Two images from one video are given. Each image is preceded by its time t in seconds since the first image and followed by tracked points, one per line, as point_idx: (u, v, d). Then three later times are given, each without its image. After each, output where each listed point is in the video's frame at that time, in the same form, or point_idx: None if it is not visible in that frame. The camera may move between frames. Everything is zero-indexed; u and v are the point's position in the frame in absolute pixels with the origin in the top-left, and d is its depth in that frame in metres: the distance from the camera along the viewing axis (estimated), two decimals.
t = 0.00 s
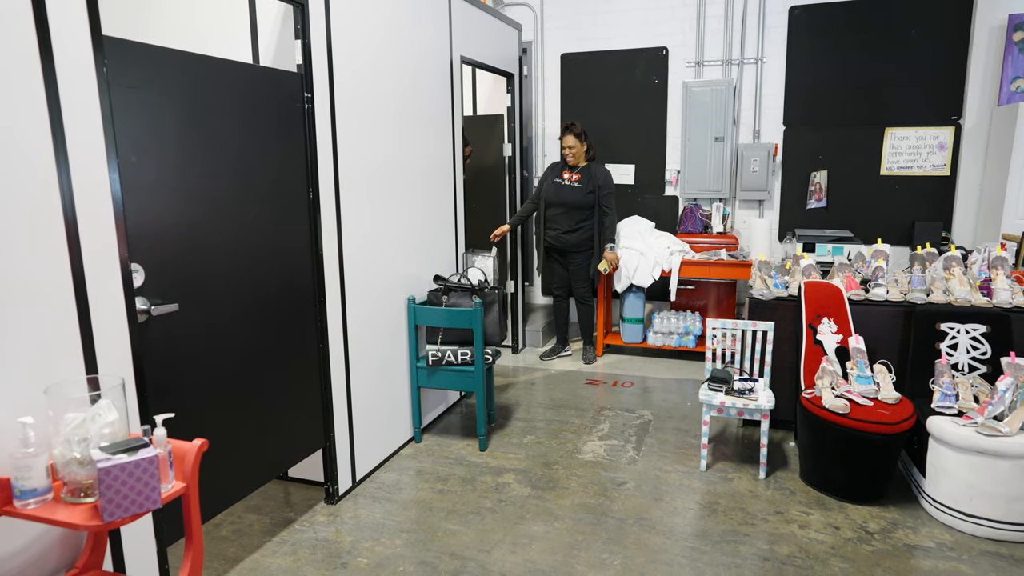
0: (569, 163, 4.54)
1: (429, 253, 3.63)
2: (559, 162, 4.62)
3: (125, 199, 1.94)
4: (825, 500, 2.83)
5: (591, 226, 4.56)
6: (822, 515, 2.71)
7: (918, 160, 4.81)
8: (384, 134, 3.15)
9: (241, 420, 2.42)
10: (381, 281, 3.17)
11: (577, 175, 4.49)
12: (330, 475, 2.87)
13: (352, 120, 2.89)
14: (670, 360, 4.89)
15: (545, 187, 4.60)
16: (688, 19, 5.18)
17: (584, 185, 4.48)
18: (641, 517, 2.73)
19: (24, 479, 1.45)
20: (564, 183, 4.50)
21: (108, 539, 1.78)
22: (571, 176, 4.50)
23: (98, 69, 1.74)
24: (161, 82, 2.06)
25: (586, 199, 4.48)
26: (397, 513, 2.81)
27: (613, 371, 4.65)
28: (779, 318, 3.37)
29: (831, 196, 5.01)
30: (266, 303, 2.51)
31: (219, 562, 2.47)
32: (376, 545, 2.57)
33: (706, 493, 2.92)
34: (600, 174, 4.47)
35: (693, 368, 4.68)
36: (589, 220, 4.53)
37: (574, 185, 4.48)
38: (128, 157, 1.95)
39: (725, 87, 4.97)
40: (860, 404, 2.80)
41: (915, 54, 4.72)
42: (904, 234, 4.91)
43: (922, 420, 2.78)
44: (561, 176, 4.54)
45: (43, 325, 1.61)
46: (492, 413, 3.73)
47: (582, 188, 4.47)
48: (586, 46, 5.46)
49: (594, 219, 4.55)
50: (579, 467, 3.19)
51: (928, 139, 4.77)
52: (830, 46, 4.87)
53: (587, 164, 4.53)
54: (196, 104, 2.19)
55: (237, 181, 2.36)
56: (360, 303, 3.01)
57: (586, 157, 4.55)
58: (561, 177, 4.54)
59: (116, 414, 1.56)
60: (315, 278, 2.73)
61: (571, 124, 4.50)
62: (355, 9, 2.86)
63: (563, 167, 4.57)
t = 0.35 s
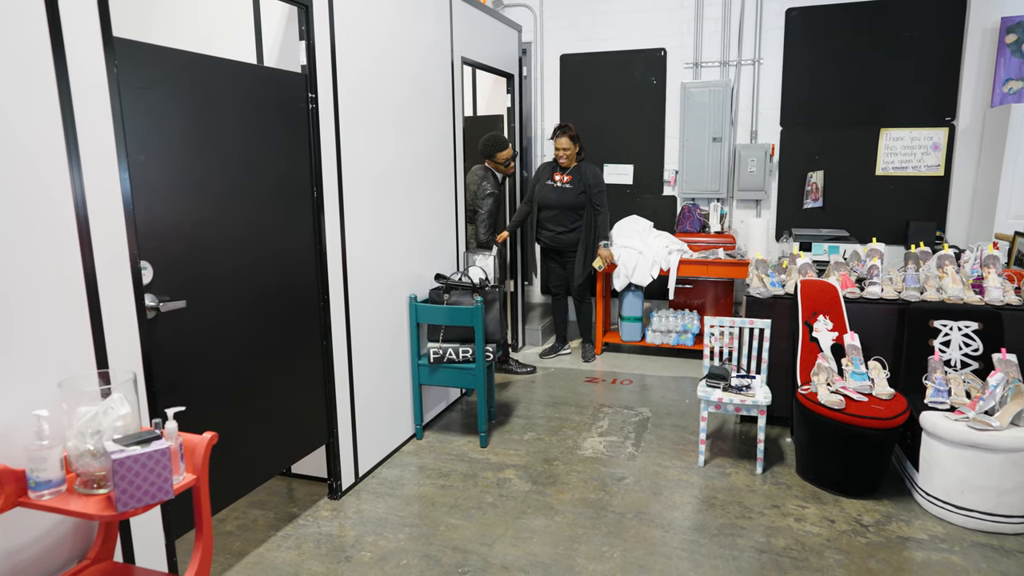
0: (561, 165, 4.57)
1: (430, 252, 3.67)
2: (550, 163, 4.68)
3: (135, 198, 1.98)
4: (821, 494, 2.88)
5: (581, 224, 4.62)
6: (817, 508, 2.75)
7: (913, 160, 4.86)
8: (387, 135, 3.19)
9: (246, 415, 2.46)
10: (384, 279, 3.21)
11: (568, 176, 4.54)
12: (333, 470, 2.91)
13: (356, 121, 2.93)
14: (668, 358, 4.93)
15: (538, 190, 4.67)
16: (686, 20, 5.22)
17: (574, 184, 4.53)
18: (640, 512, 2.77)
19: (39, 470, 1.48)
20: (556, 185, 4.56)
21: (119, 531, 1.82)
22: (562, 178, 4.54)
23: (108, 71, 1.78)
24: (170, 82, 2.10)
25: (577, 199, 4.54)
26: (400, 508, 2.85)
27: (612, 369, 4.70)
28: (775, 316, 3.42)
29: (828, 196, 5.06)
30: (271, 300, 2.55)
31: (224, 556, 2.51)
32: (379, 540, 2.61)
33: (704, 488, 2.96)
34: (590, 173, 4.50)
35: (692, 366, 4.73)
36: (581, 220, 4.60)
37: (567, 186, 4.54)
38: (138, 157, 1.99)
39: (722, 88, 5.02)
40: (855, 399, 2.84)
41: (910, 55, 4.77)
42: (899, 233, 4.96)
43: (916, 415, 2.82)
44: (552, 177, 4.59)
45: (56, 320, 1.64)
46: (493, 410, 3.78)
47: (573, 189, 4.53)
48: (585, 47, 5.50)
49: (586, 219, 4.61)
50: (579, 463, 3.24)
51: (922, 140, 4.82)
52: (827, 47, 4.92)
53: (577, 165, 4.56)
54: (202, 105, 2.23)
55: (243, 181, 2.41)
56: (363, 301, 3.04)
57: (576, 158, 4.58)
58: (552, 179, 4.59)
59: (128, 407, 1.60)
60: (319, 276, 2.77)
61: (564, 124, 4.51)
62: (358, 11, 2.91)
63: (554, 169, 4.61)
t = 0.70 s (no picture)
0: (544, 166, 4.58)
1: (422, 251, 3.73)
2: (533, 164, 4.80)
3: (136, 198, 2.04)
4: (803, 486, 2.96)
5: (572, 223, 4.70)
6: (800, 499, 2.84)
7: (896, 161, 4.96)
8: (380, 137, 3.25)
9: (243, 411, 2.51)
10: (377, 278, 3.28)
11: (553, 176, 4.57)
12: (328, 465, 2.97)
13: (350, 123, 2.99)
14: (657, 355, 5.01)
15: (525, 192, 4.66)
16: (675, 23, 5.31)
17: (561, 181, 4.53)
18: (628, 503, 2.85)
19: (48, 460, 1.53)
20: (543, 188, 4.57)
21: (122, 521, 1.88)
22: (548, 180, 4.57)
23: (113, 76, 1.84)
24: (170, 86, 2.16)
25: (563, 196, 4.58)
26: (394, 502, 2.91)
27: (602, 367, 4.77)
28: (761, 313, 3.50)
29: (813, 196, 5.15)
30: (267, 298, 2.61)
31: (222, 548, 2.57)
32: (374, 532, 2.68)
33: (691, 480, 3.04)
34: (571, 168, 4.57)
35: (680, 363, 4.81)
36: (570, 219, 4.68)
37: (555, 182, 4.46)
38: (139, 159, 2.05)
39: (710, 90, 5.10)
40: (837, 393, 2.93)
41: (893, 58, 4.87)
42: (883, 232, 5.06)
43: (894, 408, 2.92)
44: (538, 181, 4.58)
45: (63, 315, 1.70)
46: (485, 406, 3.85)
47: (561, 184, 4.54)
48: (575, 49, 5.58)
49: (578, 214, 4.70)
50: (569, 457, 3.31)
51: (905, 141, 4.92)
52: (813, 50, 5.01)
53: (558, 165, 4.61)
54: (201, 108, 2.29)
55: (240, 181, 2.46)
56: (357, 300, 3.11)
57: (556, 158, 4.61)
58: (538, 182, 4.59)
59: (133, 401, 1.66)
60: (314, 275, 2.83)
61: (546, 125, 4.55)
62: (351, 14, 2.96)
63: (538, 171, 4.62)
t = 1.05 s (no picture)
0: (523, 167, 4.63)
1: (407, 248, 3.81)
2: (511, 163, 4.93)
3: (129, 195, 2.11)
4: (776, 473, 3.07)
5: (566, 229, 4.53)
6: (772, 486, 2.94)
7: (870, 160, 5.09)
8: (365, 135, 3.32)
9: (232, 402, 2.58)
10: (363, 273, 3.35)
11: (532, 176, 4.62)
12: (315, 456, 3.05)
13: (335, 122, 3.06)
14: (638, 350, 5.12)
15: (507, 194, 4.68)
16: (655, 25, 5.42)
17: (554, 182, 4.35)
18: (607, 491, 2.94)
19: (47, 443, 1.61)
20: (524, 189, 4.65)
21: (116, 506, 1.95)
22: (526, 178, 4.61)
23: (105, 77, 1.91)
24: (160, 86, 2.22)
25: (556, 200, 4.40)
26: (379, 491, 2.99)
27: (584, 362, 4.87)
28: (736, 308, 3.61)
29: (790, 194, 5.27)
30: (255, 293, 2.68)
31: (211, 536, 2.63)
32: (359, 519, 2.75)
33: (667, 469, 3.14)
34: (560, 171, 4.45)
35: (661, 358, 4.92)
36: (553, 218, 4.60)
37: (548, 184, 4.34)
38: (131, 156, 2.12)
39: (690, 91, 5.21)
40: (807, 383, 3.05)
41: (867, 60, 5.00)
42: (858, 229, 5.19)
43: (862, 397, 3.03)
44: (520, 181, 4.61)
45: (59, 306, 1.77)
46: (469, 400, 3.93)
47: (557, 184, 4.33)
48: (557, 50, 5.67)
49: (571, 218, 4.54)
50: (551, 448, 3.40)
51: (879, 141, 5.06)
52: (789, 52, 5.13)
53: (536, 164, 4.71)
54: (191, 108, 2.36)
55: (229, 178, 2.53)
56: (343, 295, 3.18)
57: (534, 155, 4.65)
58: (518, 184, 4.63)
59: (128, 387, 1.75)
60: (301, 271, 2.90)
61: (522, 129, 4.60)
62: (336, 15, 3.03)
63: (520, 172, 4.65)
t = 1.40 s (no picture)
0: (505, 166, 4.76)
1: (395, 246, 3.92)
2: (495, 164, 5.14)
3: (131, 193, 2.21)
4: (750, 459, 3.22)
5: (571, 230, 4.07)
6: (746, 470, 3.09)
7: (844, 161, 5.26)
8: (354, 137, 3.43)
9: (227, 393, 2.68)
10: (352, 271, 3.45)
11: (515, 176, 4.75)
12: (308, 446, 3.15)
13: (324, 123, 3.16)
14: (621, 346, 5.26)
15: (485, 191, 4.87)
16: (636, 29, 5.56)
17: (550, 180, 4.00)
18: (589, 477, 3.07)
19: (59, 427, 1.71)
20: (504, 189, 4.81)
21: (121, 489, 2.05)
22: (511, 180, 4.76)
23: (110, 80, 2.02)
24: (159, 89, 2.32)
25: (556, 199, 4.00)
26: (369, 480, 3.10)
27: (568, 357, 5.01)
28: (713, 302, 3.75)
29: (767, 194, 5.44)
30: (250, 288, 2.78)
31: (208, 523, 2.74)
32: (351, 505, 2.87)
33: (647, 456, 3.28)
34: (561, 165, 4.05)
35: (642, 353, 5.06)
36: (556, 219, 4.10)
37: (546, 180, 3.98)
38: (132, 156, 2.22)
39: (671, 93, 5.36)
40: (779, 372, 3.19)
41: (840, 64, 5.17)
42: (832, 228, 5.37)
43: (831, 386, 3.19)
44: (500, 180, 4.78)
45: (68, 298, 1.87)
46: (456, 393, 4.05)
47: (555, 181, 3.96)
48: (541, 53, 5.81)
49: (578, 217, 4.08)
50: (535, 438, 3.52)
51: (851, 142, 5.23)
52: (765, 55, 5.30)
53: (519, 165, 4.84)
54: (189, 110, 2.46)
55: (223, 178, 2.63)
56: (333, 292, 3.28)
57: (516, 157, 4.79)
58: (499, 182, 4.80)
59: (134, 373, 1.86)
60: (293, 268, 3.00)
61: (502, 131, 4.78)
62: (325, 19, 3.14)
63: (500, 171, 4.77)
